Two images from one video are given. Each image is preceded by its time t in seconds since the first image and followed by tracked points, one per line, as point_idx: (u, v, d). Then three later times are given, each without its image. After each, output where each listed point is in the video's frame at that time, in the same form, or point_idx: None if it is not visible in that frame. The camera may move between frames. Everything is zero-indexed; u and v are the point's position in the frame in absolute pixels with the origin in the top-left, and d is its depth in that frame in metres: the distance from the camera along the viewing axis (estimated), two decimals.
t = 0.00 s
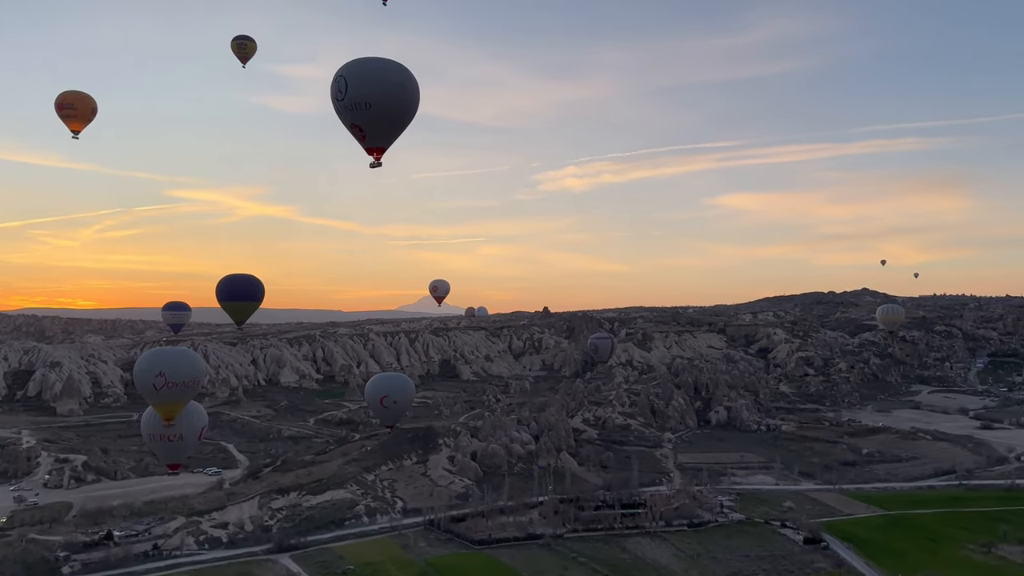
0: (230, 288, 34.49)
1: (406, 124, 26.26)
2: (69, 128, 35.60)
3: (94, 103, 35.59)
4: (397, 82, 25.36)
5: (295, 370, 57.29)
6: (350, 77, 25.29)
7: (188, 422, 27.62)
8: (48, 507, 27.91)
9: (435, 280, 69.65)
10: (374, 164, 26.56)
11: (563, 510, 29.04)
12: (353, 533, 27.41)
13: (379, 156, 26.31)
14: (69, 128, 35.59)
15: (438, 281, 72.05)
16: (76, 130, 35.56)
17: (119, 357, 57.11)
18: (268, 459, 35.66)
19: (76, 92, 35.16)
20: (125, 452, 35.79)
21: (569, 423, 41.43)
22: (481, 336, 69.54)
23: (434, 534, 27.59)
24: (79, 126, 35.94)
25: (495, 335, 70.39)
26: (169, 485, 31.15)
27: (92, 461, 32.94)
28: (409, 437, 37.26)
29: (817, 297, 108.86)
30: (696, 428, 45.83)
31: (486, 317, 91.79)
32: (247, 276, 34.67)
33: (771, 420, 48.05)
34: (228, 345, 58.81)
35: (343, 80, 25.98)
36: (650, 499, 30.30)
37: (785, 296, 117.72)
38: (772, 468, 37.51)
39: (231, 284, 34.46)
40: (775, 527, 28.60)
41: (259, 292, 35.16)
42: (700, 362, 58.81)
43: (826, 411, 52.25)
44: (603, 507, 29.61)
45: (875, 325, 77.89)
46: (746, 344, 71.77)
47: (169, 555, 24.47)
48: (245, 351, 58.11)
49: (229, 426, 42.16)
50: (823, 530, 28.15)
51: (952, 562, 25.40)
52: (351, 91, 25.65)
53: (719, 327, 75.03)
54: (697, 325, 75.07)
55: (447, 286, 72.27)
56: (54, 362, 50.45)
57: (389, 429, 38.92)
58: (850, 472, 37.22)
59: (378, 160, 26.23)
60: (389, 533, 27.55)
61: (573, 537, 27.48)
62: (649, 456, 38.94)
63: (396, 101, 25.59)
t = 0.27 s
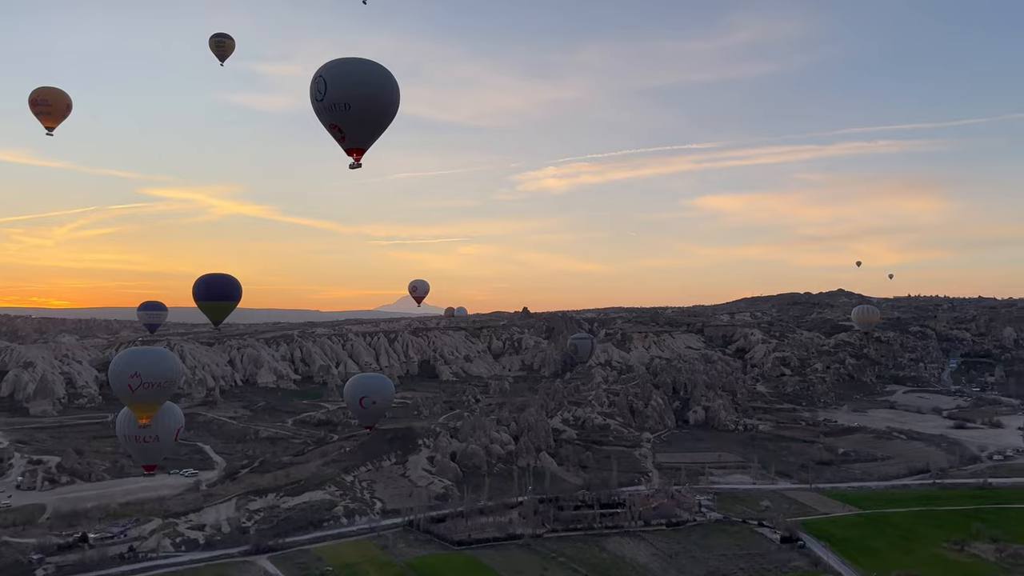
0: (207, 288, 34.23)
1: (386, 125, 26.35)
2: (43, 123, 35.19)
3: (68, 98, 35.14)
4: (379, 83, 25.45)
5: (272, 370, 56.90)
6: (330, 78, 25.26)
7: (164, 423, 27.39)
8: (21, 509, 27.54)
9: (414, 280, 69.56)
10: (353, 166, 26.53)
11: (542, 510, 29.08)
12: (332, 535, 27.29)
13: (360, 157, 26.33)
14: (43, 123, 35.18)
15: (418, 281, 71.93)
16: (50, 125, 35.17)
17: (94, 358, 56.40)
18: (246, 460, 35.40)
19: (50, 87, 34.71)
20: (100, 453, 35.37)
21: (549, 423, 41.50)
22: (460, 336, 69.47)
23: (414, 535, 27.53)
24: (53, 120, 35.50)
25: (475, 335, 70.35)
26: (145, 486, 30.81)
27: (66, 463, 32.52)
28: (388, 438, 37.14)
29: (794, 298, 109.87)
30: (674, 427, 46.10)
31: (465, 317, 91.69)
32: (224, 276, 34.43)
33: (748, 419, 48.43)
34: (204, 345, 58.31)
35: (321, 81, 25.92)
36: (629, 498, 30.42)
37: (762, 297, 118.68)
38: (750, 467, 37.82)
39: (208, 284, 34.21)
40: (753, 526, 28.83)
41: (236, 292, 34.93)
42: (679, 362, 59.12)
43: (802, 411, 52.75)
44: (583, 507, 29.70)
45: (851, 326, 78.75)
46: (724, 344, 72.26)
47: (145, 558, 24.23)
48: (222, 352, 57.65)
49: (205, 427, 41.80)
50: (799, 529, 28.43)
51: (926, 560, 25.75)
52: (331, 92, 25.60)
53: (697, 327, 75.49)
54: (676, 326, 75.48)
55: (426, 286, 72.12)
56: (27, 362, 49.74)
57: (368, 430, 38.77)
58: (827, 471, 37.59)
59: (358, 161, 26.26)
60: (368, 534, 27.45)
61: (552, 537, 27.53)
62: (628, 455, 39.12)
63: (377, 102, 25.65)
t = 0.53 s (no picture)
0: (182, 287, 33.90)
1: (365, 125, 26.29)
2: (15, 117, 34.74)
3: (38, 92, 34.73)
4: (358, 84, 25.38)
5: (249, 371, 56.46)
6: (309, 78, 25.13)
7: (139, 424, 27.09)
8: None
9: (393, 280, 69.35)
10: (331, 166, 26.45)
11: (521, 511, 29.11)
12: (310, 536, 27.14)
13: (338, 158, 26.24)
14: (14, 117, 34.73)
15: (396, 280, 71.72)
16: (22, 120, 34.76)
17: (67, 358, 55.65)
18: (222, 462, 35.11)
19: (22, 82, 34.21)
20: (73, 455, 34.92)
21: (528, 424, 41.53)
22: (439, 336, 69.31)
23: (392, 536, 27.46)
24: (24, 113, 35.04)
25: (454, 335, 70.24)
26: (120, 488, 30.46)
27: (39, 465, 32.08)
28: (367, 439, 36.99)
29: (770, 299, 110.80)
30: (653, 427, 46.32)
31: (444, 317, 91.51)
32: (200, 275, 34.13)
33: (725, 419, 48.77)
34: (180, 345, 57.74)
35: (299, 81, 25.76)
36: (607, 498, 30.53)
37: (739, 298, 119.53)
38: (727, 467, 38.10)
39: (183, 283, 33.88)
40: (730, 526, 29.04)
41: (212, 291, 34.63)
42: (657, 363, 59.36)
43: (778, 410, 53.21)
44: (562, 507, 29.77)
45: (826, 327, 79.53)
46: (701, 345, 72.69)
47: (120, 560, 23.98)
48: (198, 352, 57.12)
49: (181, 428, 41.39)
50: (776, 528, 28.67)
51: (900, 558, 26.07)
52: (309, 92, 25.46)
53: (675, 327, 75.89)
54: (654, 326, 75.84)
55: (405, 286, 71.92)
56: None
57: (346, 431, 38.57)
58: (803, 471, 37.97)
59: (337, 162, 26.17)
60: (346, 535, 27.34)
61: (531, 537, 27.57)
62: (606, 455, 39.26)
63: (356, 103, 25.57)
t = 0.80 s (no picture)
0: (158, 287, 33.55)
1: (344, 126, 26.20)
2: None
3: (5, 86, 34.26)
4: (337, 84, 25.28)
5: (225, 372, 55.97)
6: (287, 78, 24.99)
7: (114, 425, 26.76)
8: None
9: (371, 280, 69.09)
10: (310, 167, 26.36)
11: (501, 511, 29.12)
12: (287, 537, 26.97)
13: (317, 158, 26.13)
14: None
15: (375, 280, 71.45)
16: None
17: (40, 358, 54.86)
18: (198, 463, 34.78)
19: None
20: (46, 456, 34.42)
21: (507, 424, 41.53)
22: (418, 336, 69.11)
23: (371, 537, 27.36)
24: None
25: (433, 335, 70.06)
26: (94, 490, 30.09)
27: (11, 466, 31.60)
28: (345, 440, 36.80)
29: (747, 299, 111.65)
30: (631, 427, 46.50)
31: (423, 317, 91.28)
32: (176, 275, 33.80)
33: (703, 419, 49.07)
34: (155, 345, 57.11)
35: (278, 81, 25.62)
36: (586, 497, 30.62)
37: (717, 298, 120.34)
38: (704, 466, 38.33)
39: (158, 283, 33.53)
40: (707, 525, 29.23)
41: (188, 291, 34.31)
42: (636, 363, 59.61)
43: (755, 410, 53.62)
44: (541, 507, 29.82)
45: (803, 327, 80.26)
46: (679, 345, 73.08)
47: (95, 563, 23.70)
48: (173, 352, 56.54)
49: (156, 429, 40.97)
50: (753, 527, 28.88)
51: (875, 556, 26.38)
52: (287, 92, 25.33)
53: (653, 328, 76.24)
54: (633, 326, 76.15)
55: (383, 286, 71.68)
56: None
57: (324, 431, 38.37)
58: (779, 470, 38.31)
59: (316, 163, 26.06)
60: (324, 536, 27.20)
61: (510, 537, 27.59)
62: (585, 455, 39.38)
63: (335, 104, 25.46)
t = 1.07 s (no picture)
0: (135, 286, 33.21)
1: (325, 126, 26.06)
2: None
3: None
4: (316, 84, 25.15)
5: (204, 372, 55.51)
6: (266, 79, 24.90)
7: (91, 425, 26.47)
8: None
9: (352, 280, 68.80)
10: (292, 167, 26.28)
11: (482, 511, 29.11)
12: (267, 539, 26.80)
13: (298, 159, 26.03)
14: None
15: (356, 280, 71.19)
16: None
17: (14, 358, 54.12)
18: (177, 464, 34.48)
19: None
20: (21, 458, 33.96)
21: (489, 424, 41.51)
22: (399, 336, 68.89)
23: (352, 538, 27.25)
24: None
25: (414, 335, 69.89)
26: (71, 491, 29.73)
27: None
28: (325, 440, 36.62)
29: (727, 300, 112.36)
30: (612, 427, 46.63)
31: (404, 317, 91.03)
32: (154, 274, 33.49)
33: (683, 419, 49.29)
34: (132, 345, 56.52)
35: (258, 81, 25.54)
36: (567, 497, 30.67)
37: (697, 298, 121.02)
38: (685, 465, 38.53)
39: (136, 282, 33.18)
40: (687, 524, 29.38)
41: (166, 290, 34.01)
42: (617, 363, 59.81)
43: (735, 409, 53.95)
44: (523, 507, 29.84)
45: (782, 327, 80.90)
46: (660, 345, 73.39)
47: (71, 565, 23.44)
48: (151, 352, 56.00)
49: (134, 430, 40.56)
50: (732, 526, 29.05)
51: (853, 554, 26.61)
52: (267, 92, 25.25)
53: (635, 328, 76.51)
54: (614, 326, 76.37)
55: (364, 286, 71.42)
56: None
57: (304, 432, 38.18)
58: (758, 469, 38.59)
59: (297, 163, 25.97)
60: (304, 537, 27.06)
61: (492, 538, 27.57)
62: (566, 454, 39.45)
63: (315, 104, 25.33)
